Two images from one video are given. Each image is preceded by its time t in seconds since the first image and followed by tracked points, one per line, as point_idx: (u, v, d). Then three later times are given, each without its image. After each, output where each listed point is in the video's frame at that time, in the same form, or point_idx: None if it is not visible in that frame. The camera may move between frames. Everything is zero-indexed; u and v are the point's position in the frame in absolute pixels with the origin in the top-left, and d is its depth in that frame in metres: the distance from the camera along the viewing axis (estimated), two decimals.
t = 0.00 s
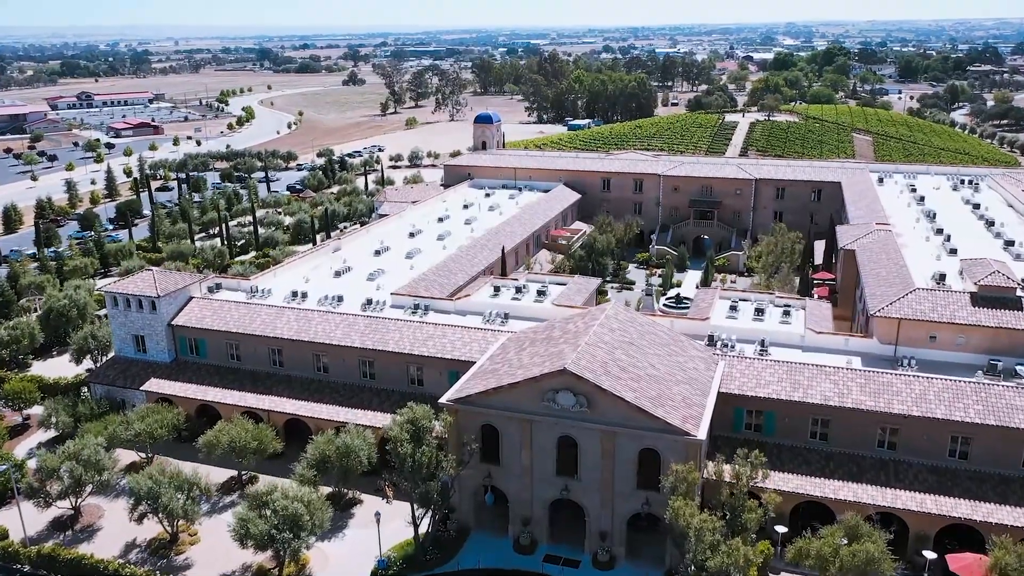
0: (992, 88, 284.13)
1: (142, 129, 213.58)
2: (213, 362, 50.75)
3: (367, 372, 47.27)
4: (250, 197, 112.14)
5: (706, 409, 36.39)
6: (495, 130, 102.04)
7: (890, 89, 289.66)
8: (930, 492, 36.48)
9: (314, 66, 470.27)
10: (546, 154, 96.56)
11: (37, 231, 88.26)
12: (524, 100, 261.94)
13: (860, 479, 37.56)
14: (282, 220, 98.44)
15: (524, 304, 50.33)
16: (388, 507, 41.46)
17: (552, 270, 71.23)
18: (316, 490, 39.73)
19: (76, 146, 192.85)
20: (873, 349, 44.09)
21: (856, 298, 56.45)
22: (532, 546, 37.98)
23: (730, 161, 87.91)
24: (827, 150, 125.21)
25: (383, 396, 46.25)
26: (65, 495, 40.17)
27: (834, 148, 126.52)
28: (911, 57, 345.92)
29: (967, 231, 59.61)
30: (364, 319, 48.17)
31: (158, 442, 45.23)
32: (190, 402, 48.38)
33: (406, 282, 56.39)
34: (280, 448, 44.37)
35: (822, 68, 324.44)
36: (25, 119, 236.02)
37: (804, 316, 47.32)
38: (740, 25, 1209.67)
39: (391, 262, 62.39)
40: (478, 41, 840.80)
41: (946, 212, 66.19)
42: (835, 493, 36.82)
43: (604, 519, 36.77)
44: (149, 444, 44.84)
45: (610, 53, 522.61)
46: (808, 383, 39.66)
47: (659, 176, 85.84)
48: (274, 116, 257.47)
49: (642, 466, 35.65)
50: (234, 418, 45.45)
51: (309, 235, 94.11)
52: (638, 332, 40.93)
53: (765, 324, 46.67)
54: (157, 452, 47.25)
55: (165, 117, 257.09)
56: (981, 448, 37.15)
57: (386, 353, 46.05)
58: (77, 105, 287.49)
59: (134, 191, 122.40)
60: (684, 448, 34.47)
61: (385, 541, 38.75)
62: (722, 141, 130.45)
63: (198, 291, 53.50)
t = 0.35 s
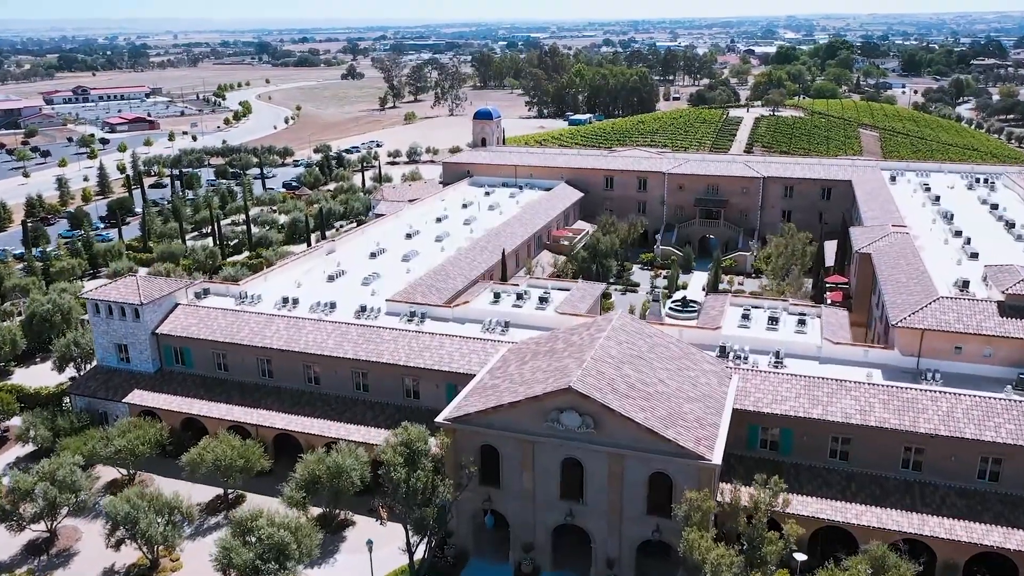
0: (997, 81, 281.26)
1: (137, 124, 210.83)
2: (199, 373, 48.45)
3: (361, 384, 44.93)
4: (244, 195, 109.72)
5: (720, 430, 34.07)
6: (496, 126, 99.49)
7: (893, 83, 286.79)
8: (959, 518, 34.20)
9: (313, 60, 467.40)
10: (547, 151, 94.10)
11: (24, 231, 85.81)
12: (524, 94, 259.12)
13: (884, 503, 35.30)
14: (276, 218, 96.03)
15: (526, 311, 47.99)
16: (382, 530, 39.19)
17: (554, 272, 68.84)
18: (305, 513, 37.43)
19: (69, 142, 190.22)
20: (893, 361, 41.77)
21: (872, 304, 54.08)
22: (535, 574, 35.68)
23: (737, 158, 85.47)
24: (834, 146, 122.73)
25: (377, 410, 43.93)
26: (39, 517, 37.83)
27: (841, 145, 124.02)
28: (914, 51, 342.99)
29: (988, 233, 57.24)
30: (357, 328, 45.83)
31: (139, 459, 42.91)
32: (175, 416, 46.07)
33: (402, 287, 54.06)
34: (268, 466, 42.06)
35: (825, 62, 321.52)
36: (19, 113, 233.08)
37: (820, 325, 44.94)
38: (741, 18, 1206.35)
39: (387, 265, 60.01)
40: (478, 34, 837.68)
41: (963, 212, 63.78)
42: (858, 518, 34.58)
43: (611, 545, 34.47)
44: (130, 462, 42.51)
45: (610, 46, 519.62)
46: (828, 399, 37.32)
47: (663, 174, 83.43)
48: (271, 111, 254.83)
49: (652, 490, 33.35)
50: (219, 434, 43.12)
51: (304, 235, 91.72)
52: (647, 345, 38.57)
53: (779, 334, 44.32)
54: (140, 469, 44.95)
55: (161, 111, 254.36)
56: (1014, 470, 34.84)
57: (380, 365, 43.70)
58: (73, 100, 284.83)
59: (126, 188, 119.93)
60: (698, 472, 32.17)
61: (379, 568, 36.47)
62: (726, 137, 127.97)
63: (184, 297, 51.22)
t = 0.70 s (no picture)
0: (1002, 75, 278.42)
1: (133, 119, 208.23)
2: (185, 384, 46.18)
3: (353, 397, 42.65)
4: (239, 193, 107.36)
5: (736, 452, 31.80)
6: (495, 122, 96.93)
7: (897, 77, 284.12)
8: (992, 547, 31.92)
9: (312, 53, 464.44)
10: (548, 148, 91.69)
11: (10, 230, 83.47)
12: (524, 88, 256.42)
13: (910, 529, 33.02)
14: (270, 217, 93.67)
15: (527, 319, 45.69)
16: (375, 555, 36.97)
17: (555, 274, 66.55)
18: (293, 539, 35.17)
19: (63, 137, 187.76)
20: (916, 374, 39.45)
21: (888, 310, 51.84)
22: None
23: (744, 155, 83.06)
24: (840, 143, 120.28)
25: (370, 425, 41.66)
26: (10, 543, 35.54)
27: (848, 141, 121.56)
28: (918, 45, 340.04)
29: (1008, 235, 54.84)
30: (350, 338, 43.54)
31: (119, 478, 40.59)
32: (159, 430, 43.79)
33: (398, 293, 51.79)
34: (255, 485, 39.77)
35: (827, 55, 318.62)
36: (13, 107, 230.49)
37: (837, 335, 42.63)
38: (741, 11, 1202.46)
39: (383, 269, 57.71)
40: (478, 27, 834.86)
41: (981, 213, 61.40)
42: (883, 546, 32.29)
43: None
44: (109, 481, 40.14)
45: (611, 40, 517.18)
46: (850, 418, 35.05)
47: (668, 172, 81.05)
48: (269, 105, 252.21)
49: (663, 518, 31.14)
50: (204, 451, 40.84)
51: (299, 235, 89.41)
52: (656, 359, 36.29)
53: (795, 344, 42.01)
54: (121, 487, 42.63)
55: (158, 106, 251.78)
56: None
57: (374, 377, 41.42)
58: (69, 94, 282.21)
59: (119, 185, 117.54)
60: (713, 500, 29.94)
61: None
62: (731, 132, 125.52)
63: (169, 304, 48.97)
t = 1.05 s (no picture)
0: (1006, 69, 275.52)
1: (128, 114, 205.78)
2: (169, 397, 44.02)
3: (345, 413, 40.43)
4: (233, 191, 104.97)
5: (754, 479, 29.58)
6: (495, 118, 94.46)
7: (900, 71, 281.19)
8: None
9: (311, 47, 461.25)
10: (549, 144, 89.27)
11: None
12: (524, 82, 253.53)
13: (939, 559, 30.79)
14: (264, 215, 91.35)
15: (528, 329, 43.47)
16: None
17: (557, 277, 64.31)
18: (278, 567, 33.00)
19: (57, 132, 185.23)
20: (941, 390, 37.16)
21: (906, 317, 49.52)
22: None
23: (752, 153, 80.67)
24: (848, 139, 117.82)
25: (363, 442, 39.42)
26: None
27: (855, 137, 119.10)
28: (921, 38, 336.96)
29: None
30: (342, 350, 41.33)
31: (98, 498, 38.39)
32: (140, 447, 41.60)
33: (394, 300, 49.56)
34: (241, 507, 37.56)
35: (830, 49, 315.71)
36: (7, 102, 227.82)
37: (856, 347, 40.39)
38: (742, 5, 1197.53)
39: (378, 273, 55.47)
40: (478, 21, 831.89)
41: (1000, 214, 59.07)
42: None
43: None
44: (87, 502, 37.94)
45: (611, 35, 513.92)
46: (873, 439, 32.83)
47: (673, 169, 78.73)
48: (266, 99, 249.53)
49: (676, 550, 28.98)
50: (187, 471, 38.65)
51: (294, 234, 87.09)
52: (667, 375, 34.04)
53: (811, 357, 39.77)
54: (101, 507, 40.49)
55: (154, 100, 249.10)
56: None
57: (366, 392, 39.20)
58: (65, 89, 279.61)
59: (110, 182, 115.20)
60: (729, 532, 27.74)
61: None
62: (735, 128, 123.14)
63: (153, 312, 46.78)
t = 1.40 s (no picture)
0: (1011, 63, 272.64)
1: (123, 109, 203.22)
2: (152, 411, 41.84)
3: (337, 430, 38.23)
4: (227, 189, 102.63)
5: (774, 510, 27.40)
6: (495, 114, 91.94)
7: (904, 64, 278.28)
8: None
9: (310, 40, 458.01)
10: (550, 141, 86.89)
11: None
12: (524, 76, 250.74)
13: None
14: (258, 214, 89.00)
15: (529, 339, 41.25)
16: None
17: (559, 280, 62.06)
18: None
19: (51, 127, 182.61)
20: (969, 407, 34.87)
21: (926, 325, 47.42)
22: None
23: (759, 150, 78.30)
24: (855, 135, 115.30)
25: (355, 461, 37.24)
26: None
27: (863, 133, 116.58)
28: (925, 31, 333.87)
29: None
30: (333, 362, 39.11)
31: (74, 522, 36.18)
32: (121, 465, 39.41)
33: (390, 308, 47.33)
34: (225, 532, 35.37)
35: (833, 42, 312.77)
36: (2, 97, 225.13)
37: (877, 360, 38.16)
38: None
39: (373, 277, 53.27)
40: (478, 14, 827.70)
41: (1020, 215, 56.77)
42: None
43: None
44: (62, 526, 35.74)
45: (611, 28, 510.57)
46: (900, 463, 30.65)
47: (678, 168, 76.40)
48: (263, 94, 246.68)
49: None
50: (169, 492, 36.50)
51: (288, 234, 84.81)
52: (679, 394, 31.77)
53: (830, 371, 37.56)
54: (79, 529, 38.30)
55: (150, 94, 246.78)
56: None
57: (358, 409, 36.99)
58: (60, 83, 276.81)
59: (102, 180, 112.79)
60: (749, 570, 25.57)
61: None
62: (740, 124, 120.76)
63: (136, 322, 44.57)
